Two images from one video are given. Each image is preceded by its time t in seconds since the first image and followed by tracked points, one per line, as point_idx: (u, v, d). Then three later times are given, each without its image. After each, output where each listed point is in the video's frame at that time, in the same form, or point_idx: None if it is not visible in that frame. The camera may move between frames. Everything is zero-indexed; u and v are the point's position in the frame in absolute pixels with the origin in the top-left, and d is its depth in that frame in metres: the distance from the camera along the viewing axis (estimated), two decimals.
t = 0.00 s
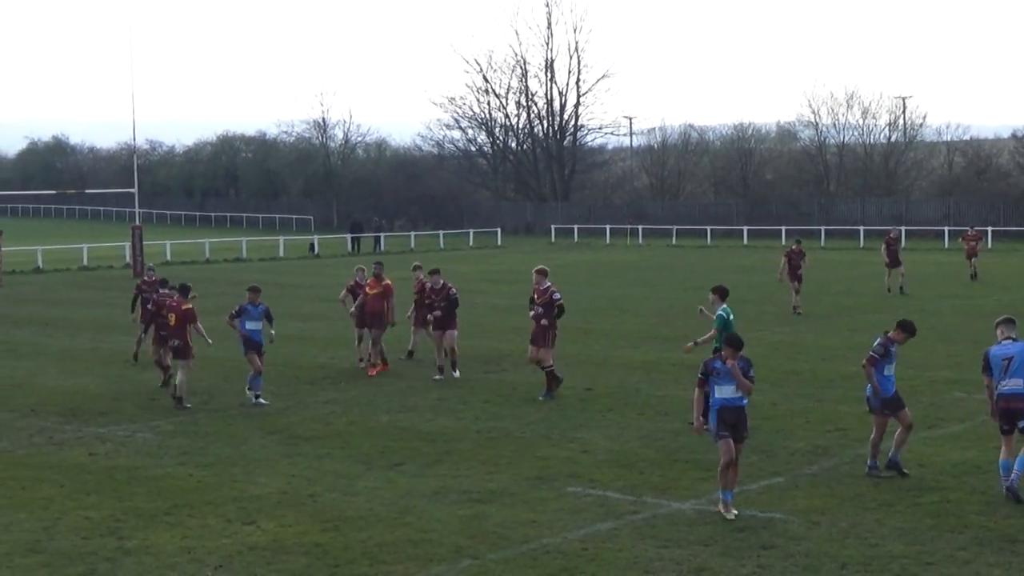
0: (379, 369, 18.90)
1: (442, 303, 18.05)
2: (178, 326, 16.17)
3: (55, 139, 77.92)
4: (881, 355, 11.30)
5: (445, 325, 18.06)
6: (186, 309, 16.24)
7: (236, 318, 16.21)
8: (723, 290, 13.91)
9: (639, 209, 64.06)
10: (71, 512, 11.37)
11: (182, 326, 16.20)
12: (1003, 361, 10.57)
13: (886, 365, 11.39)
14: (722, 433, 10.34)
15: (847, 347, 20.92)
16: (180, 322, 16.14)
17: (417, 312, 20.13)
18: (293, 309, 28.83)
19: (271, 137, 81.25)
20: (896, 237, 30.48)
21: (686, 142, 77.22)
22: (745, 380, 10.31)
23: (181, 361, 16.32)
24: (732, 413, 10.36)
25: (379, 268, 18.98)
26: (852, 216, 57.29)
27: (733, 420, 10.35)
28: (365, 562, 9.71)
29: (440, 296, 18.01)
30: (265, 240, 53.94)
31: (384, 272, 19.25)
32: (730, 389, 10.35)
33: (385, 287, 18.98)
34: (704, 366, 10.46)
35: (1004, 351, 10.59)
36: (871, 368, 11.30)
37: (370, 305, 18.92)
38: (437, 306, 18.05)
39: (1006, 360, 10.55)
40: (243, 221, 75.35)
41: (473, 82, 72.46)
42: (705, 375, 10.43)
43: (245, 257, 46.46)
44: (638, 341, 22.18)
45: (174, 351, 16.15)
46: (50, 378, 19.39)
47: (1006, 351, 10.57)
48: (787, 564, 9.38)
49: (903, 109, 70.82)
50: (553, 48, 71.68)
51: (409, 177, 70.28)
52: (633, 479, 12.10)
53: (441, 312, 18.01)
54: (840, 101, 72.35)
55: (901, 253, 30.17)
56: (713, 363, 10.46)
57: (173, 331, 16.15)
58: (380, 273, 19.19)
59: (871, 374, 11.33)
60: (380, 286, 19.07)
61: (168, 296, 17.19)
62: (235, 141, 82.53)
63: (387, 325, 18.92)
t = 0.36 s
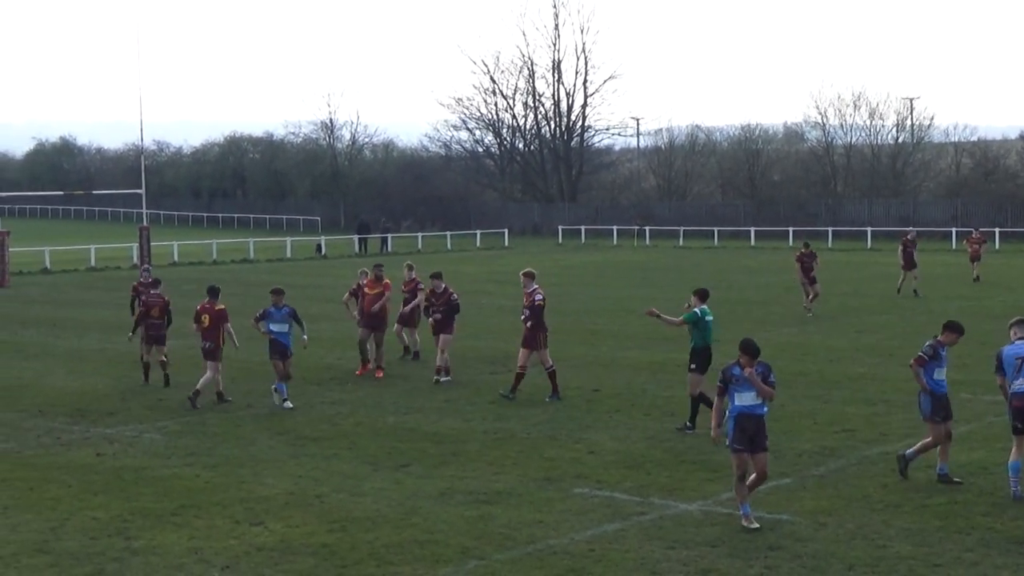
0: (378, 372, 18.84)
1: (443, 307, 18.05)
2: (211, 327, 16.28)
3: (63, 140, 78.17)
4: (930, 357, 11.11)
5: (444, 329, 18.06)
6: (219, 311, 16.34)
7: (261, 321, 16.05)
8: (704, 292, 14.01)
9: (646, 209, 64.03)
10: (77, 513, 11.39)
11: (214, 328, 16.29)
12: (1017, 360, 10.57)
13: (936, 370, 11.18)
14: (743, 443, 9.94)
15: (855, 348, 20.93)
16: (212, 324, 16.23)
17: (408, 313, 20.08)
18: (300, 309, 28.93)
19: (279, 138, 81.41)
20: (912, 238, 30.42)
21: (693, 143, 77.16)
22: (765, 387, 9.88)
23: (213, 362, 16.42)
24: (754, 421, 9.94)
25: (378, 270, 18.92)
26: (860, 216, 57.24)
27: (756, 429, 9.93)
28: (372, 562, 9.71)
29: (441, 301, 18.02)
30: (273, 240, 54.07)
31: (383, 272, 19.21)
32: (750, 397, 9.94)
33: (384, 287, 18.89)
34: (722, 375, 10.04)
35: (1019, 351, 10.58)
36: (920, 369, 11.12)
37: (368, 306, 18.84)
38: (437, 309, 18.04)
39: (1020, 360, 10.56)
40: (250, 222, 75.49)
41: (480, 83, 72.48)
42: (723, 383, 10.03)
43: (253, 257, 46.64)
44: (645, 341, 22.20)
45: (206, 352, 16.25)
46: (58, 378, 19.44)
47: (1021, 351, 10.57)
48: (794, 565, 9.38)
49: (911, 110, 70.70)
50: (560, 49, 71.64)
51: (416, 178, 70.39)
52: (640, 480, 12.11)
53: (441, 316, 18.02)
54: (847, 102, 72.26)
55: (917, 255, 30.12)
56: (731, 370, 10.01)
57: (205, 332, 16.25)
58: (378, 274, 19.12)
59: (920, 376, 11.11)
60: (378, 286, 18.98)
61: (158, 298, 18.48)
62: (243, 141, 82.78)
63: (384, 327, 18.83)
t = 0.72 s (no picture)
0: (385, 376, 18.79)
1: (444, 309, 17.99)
2: (238, 323, 16.60)
3: (71, 143, 78.43)
4: (978, 362, 10.98)
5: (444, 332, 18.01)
6: (246, 309, 16.56)
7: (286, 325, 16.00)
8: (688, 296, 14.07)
9: (654, 212, 64.02)
10: (86, 515, 11.43)
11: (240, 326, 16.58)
12: None
13: (984, 375, 11.06)
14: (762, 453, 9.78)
15: (863, 350, 20.93)
16: (239, 322, 16.54)
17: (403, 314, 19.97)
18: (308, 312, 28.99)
19: (286, 141, 81.57)
20: (923, 241, 30.39)
21: (701, 146, 77.12)
22: (788, 397, 9.69)
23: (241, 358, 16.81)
24: (773, 430, 9.77)
25: (372, 276, 18.71)
26: (868, 219, 57.21)
27: (776, 439, 9.77)
28: (381, 565, 9.72)
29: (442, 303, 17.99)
30: (281, 243, 54.23)
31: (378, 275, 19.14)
32: (772, 406, 9.75)
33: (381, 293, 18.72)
34: (744, 382, 9.80)
35: None
36: (968, 374, 10.97)
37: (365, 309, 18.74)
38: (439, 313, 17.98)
39: None
40: (258, 225, 75.66)
41: (488, 85, 72.49)
42: (745, 390, 9.80)
43: (261, 261, 46.79)
44: (653, 344, 22.22)
45: (232, 349, 16.69)
46: (67, 381, 19.50)
47: None
48: (802, 568, 9.38)
49: (919, 112, 70.58)
50: (568, 51, 71.68)
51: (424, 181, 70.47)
52: (648, 483, 12.11)
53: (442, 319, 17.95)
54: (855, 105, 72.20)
55: (930, 257, 30.04)
56: (754, 377, 9.78)
57: (233, 329, 16.64)
58: (372, 278, 18.87)
59: (968, 380, 10.98)
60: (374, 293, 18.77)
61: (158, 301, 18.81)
62: (250, 144, 83.00)
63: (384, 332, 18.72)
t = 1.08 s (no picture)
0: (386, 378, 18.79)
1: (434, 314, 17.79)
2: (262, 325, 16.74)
3: (73, 146, 78.52)
4: None
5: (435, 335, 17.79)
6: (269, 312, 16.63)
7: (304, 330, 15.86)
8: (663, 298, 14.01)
9: (655, 214, 64.02)
10: (87, 518, 11.42)
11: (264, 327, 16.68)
12: None
13: None
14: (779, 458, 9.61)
15: (864, 352, 20.92)
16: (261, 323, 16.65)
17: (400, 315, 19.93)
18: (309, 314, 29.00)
19: (287, 143, 81.60)
20: (927, 242, 30.38)
21: (702, 148, 77.12)
22: (806, 401, 9.58)
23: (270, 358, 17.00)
24: (790, 435, 9.61)
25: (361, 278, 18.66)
26: (869, 221, 57.23)
27: (794, 443, 9.63)
28: (382, 567, 9.73)
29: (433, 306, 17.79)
30: (282, 245, 54.26)
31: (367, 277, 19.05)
32: (790, 410, 9.62)
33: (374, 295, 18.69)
34: (761, 386, 9.66)
35: None
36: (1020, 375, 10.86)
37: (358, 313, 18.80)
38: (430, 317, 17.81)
39: None
40: (259, 227, 75.70)
41: (489, 87, 72.50)
42: (762, 394, 9.66)
43: (262, 262, 46.81)
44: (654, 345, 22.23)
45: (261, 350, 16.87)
46: (68, 384, 19.50)
47: None
48: (804, 570, 9.37)
49: (920, 114, 70.49)
50: (569, 53, 71.72)
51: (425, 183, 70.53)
52: (648, 485, 12.10)
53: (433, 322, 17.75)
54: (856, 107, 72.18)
55: (934, 258, 29.99)
56: (771, 381, 9.66)
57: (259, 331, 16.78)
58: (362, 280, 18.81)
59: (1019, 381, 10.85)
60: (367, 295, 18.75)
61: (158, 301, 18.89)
62: (252, 146, 83.06)
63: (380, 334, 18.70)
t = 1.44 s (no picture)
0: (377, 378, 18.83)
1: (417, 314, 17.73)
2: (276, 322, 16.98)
3: (67, 146, 78.48)
4: None
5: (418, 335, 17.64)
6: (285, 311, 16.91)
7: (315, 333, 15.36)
8: (644, 296, 14.13)
9: (649, 213, 64.02)
10: (81, 518, 11.40)
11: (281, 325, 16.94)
12: None
13: None
14: (798, 466, 9.31)
15: (858, 351, 20.94)
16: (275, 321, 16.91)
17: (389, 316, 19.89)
18: (302, 314, 28.97)
19: (282, 143, 81.57)
20: (923, 239, 30.36)
21: (696, 147, 77.09)
22: (818, 404, 9.31)
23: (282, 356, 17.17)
24: (804, 441, 9.32)
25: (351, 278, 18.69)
26: (863, 220, 57.24)
27: (809, 449, 9.33)
28: (376, 567, 9.72)
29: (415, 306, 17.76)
30: (277, 245, 54.25)
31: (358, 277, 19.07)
32: (803, 415, 9.33)
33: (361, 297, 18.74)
34: (771, 393, 9.36)
35: None
36: None
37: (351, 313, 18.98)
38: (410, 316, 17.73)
39: None
40: (253, 227, 75.67)
41: (483, 87, 72.43)
42: (773, 402, 9.34)
43: (257, 262, 46.83)
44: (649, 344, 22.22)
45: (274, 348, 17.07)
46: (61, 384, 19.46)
47: None
48: (799, 569, 9.37)
49: (914, 113, 70.46)
50: (563, 53, 71.68)
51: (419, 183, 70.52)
52: (644, 484, 12.10)
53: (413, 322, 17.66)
54: (850, 106, 72.11)
55: (929, 257, 29.98)
56: (781, 387, 9.36)
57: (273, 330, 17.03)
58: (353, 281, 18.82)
59: None
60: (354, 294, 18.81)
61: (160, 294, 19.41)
62: (246, 146, 82.98)
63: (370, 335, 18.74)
